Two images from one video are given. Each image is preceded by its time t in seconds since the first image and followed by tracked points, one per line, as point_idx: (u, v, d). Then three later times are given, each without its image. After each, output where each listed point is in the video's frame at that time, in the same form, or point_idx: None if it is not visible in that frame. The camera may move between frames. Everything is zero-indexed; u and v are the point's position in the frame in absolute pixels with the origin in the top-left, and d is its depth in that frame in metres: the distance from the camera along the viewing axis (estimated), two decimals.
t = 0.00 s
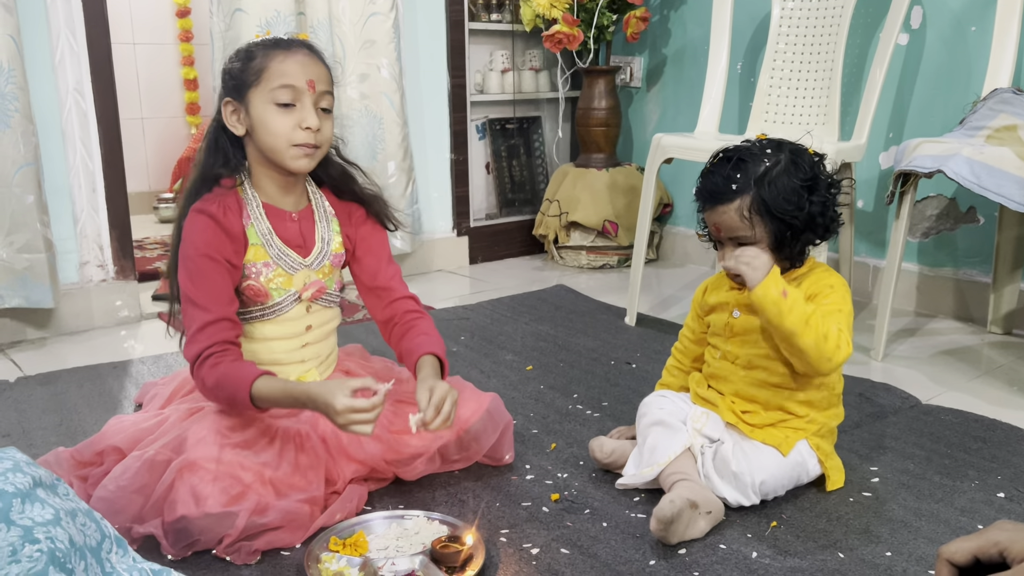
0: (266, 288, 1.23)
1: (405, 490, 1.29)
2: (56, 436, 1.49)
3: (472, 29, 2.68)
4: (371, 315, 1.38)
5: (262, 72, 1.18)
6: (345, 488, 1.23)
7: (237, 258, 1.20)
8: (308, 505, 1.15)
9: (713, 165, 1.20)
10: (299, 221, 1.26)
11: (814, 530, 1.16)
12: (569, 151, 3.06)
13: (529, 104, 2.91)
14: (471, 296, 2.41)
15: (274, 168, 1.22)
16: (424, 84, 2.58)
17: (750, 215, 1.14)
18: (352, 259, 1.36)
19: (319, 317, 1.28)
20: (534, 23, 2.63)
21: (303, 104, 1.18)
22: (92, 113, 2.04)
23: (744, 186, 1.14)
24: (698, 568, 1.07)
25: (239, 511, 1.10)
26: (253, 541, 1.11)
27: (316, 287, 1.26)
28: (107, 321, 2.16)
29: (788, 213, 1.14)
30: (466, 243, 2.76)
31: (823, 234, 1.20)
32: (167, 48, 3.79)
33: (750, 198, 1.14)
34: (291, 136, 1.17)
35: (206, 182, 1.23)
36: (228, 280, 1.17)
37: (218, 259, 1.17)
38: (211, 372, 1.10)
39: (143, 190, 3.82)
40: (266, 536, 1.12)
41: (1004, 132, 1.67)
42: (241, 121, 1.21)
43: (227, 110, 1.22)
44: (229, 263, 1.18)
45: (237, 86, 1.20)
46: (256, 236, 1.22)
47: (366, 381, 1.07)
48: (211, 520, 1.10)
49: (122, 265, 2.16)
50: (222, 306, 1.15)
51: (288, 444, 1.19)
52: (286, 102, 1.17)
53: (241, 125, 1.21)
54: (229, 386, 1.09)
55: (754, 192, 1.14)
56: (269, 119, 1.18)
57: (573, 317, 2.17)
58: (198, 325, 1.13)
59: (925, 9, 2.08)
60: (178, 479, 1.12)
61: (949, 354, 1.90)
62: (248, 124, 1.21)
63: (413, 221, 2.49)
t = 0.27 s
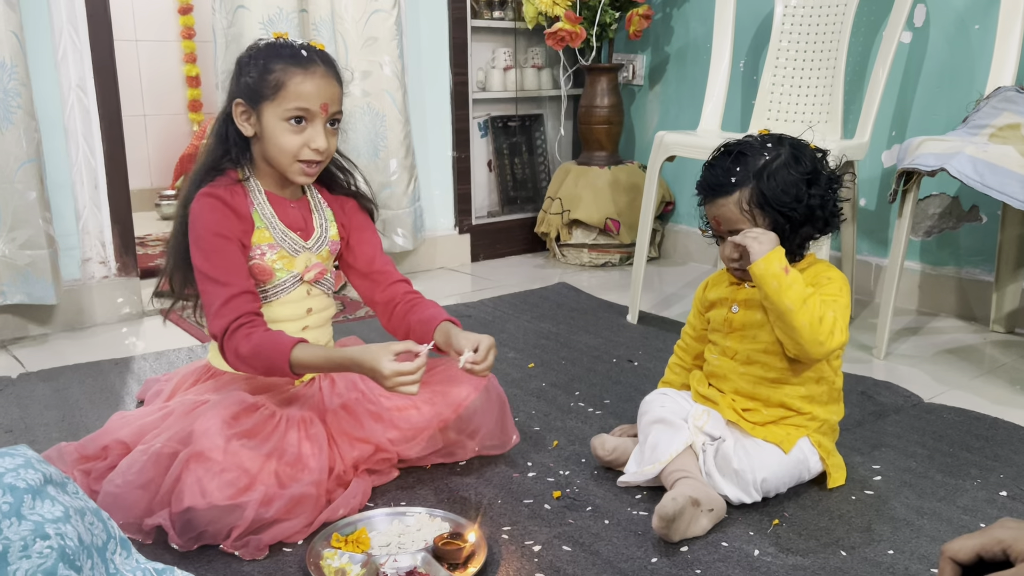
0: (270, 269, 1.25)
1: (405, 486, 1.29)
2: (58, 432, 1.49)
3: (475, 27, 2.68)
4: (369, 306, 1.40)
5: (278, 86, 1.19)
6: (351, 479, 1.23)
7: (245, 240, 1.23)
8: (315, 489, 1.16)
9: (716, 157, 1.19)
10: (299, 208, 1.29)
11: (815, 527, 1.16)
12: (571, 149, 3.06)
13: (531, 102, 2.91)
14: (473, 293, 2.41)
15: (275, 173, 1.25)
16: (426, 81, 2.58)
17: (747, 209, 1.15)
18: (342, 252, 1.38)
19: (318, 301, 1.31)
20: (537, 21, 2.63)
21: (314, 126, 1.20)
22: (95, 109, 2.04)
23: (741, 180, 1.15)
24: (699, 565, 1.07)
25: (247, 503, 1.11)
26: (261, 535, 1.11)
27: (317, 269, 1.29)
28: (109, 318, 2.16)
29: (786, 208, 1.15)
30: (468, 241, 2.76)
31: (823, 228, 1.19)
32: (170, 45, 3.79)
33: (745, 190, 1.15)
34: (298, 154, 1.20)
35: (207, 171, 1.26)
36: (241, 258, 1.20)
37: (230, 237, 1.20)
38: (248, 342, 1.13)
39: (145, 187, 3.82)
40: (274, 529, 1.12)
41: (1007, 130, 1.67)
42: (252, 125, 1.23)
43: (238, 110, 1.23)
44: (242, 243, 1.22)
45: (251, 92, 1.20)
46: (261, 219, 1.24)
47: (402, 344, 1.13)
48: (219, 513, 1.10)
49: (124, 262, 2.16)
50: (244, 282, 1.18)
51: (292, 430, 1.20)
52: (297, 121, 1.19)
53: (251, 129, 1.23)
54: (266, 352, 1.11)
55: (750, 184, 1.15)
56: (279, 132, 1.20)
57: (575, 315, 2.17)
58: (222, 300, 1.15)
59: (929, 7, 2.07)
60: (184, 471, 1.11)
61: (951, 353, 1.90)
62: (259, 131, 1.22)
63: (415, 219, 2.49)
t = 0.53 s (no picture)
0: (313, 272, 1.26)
1: (410, 483, 1.29)
2: (61, 428, 1.49)
3: (477, 24, 2.68)
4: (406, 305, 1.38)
5: (308, 75, 1.19)
6: (371, 473, 1.24)
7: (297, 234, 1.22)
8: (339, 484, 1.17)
9: (715, 180, 1.20)
10: (339, 212, 1.28)
11: (818, 525, 1.16)
12: (573, 147, 3.06)
13: (533, 100, 2.91)
14: (475, 291, 2.41)
15: (320, 167, 1.24)
16: (428, 78, 2.57)
17: (756, 235, 1.14)
18: (373, 250, 1.38)
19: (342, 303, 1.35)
20: (539, 19, 2.63)
21: (352, 108, 1.20)
22: (97, 106, 2.04)
23: (748, 206, 1.15)
24: (702, 563, 1.07)
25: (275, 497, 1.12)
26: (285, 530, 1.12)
27: (353, 275, 1.32)
28: (111, 315, 2.16)
29: (792, 234, 1.15)
30: (470, 239, 2.76)
31: (822, 248, 1.21)
32: (172, 42, 3.79)
33: (752, 217, 1.15)
34: (343, 137, 1.20)
35: (258, 171, 1.22)
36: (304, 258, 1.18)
37: (291, 237, 1.18)
38: (332, 340, 1.09)
39: (147, 184, 3.82)
40: (298, 524, 1.13)
41: (1010, 128, 1.67)
42: (288, 124, 1.21)
43: (272, 112, 1.21)
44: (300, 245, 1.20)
45: (283, 88, 1.20)
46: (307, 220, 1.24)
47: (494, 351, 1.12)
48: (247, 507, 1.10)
49: (127, 259, 2.16)
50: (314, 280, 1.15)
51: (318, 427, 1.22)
52: (336, 105, 1.19)
53: (288, 129, 1.21)
54: (355, 353, 1.09)
55: (757, 212, 1.15)
56: (320, 120, 1.19)
57: (577, 313, 2.17)
58: (297, 296, 1.12)
59: (932, 5, 2.07)
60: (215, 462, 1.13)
61: (954, 351, 1.90)
62: (297, 128, 1.21)
63: (417, 216, 2.49)
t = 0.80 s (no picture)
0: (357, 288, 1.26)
1: (411, 481, 1.29)
2: (63, 425, 1.49)
3: (479, 22, 2.68)
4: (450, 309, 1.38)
5: (387, 91, 1.16)
6: (370, 473, 1.25)
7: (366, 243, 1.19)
8: (339, 483, 1.18)
9: (717, 203, 1.20)
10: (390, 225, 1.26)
11: (821, 524, 1.16)
12: (575, 145, 3.05)
13: (535, 98, 2.90)
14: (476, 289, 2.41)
15: (383, 180, 1.22)
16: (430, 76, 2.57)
17: (775, 251, 1.15)
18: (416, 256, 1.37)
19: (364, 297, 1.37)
20: (541, 17, 2.62)
21: (425, 127, 1.19)
22: (99, 103, 2.04)
23: (762, 226, 1.14)
24: (704, 561, 1.07)
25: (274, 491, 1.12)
26: (285, 528, 1.12)
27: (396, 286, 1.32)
28: (112, 313, 2.16)
29: (805, 243, 1.16)
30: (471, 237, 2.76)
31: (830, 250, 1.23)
32: (174, 40, 3.79)
33: (768, 235, 1.14)
34: (413, 156, 1.18)
35: (326, 180, 1.19)
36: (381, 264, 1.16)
37: (366, 242, 1.16)
38: (427, 339, 1.07)
39: (149, 182, 3.82)
40: (297, 522, 1.13)
41: (1013, 127, 1.67)
42: (357, 137, 1.18)
43: (340, 124, 1.18)
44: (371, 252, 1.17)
45: (355, 102, 1.16)
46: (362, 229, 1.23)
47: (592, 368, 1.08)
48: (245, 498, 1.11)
49: (128, 257, 2.16)
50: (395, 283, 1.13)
51: (321, 423, 1.23)
52: (410, 124, 1.17)
53: (355, 142, 1.19)
54: (450, 355, 1.06)
55: (772, 228, 1.15)
56: (392, 137, 1.16)
57: (578, 311, 2.16)
58: (382, 296, 1.09)
59: (935, 3, 2.06)
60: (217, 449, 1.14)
61: (956, 350, 1.90)
62: (365, 141, 1.18)
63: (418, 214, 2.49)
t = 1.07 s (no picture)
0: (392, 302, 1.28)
1: (410, 480, 1.29)
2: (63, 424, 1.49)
3: (480, 21, 2.67)
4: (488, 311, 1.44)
5: (438, 117, 1.16)
6: (370, 473, 1.25)
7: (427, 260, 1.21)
8: (339, 481, 1.18)
9: (713, 200, 1.19)
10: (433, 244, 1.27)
11: (822, 523, 1.16)
12: (576, 145, 3.05)
13: (537, 97, 2.90)
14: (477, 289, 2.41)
15: (431, 201, 1.23)
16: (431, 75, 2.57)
17: (770, 247, 1.14)
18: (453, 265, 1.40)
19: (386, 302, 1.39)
20: (542, 16, 2.62)
21: (475, 152, 1.19)
22: (99, 102, 2.04)
23: (757, 223, 1.14)
24: (705, 561, 1.07)
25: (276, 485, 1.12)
26: (286, 527, 1.11)
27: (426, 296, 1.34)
28: (113, 312, 2.16)
29: (801, 240, 1.16)
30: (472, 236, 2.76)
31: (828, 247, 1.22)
32: (174, 39, 3.79)
33: (762, 232, 1.14)
34: (464, 181, 1.18)
35: (384, 203, 1.19)
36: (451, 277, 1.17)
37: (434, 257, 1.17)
38: (517, 348, 1.09)
39: (149, 182, 3.82)
40: (298, 522, 1.12)
41: (1015, 126, 1.66)
42: (407, 163, 1.18)
43: (390, 150, 1.18)
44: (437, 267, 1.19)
45: (405, 128, 1.16)
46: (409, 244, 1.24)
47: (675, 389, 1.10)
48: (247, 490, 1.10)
49: (129, 256, 2.16)
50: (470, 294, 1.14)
51: (326, 419, 1.24)
52: (462, 150, 1.17)
53: (406, 168, 1.18)
54: (542, 363, 1.09)
55: (766, 224, 1.14)
56: (444, 164, 1.17)
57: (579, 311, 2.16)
58: (459, 305, 1.11)
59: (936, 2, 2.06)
60: (220, 438, 1.14)
61: (958, 349, 1.89)
62: (416, 168, 1.18)
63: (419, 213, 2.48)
